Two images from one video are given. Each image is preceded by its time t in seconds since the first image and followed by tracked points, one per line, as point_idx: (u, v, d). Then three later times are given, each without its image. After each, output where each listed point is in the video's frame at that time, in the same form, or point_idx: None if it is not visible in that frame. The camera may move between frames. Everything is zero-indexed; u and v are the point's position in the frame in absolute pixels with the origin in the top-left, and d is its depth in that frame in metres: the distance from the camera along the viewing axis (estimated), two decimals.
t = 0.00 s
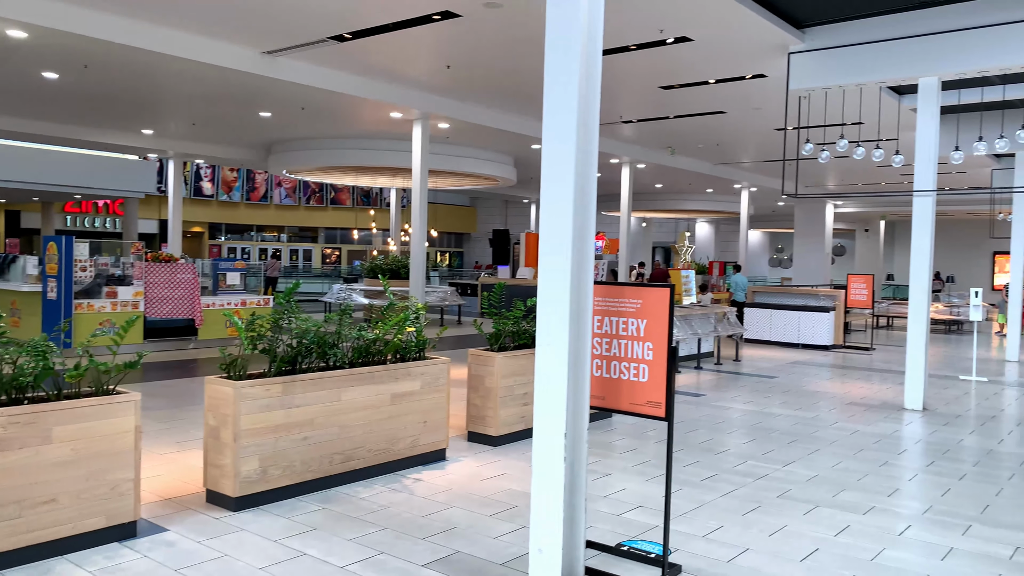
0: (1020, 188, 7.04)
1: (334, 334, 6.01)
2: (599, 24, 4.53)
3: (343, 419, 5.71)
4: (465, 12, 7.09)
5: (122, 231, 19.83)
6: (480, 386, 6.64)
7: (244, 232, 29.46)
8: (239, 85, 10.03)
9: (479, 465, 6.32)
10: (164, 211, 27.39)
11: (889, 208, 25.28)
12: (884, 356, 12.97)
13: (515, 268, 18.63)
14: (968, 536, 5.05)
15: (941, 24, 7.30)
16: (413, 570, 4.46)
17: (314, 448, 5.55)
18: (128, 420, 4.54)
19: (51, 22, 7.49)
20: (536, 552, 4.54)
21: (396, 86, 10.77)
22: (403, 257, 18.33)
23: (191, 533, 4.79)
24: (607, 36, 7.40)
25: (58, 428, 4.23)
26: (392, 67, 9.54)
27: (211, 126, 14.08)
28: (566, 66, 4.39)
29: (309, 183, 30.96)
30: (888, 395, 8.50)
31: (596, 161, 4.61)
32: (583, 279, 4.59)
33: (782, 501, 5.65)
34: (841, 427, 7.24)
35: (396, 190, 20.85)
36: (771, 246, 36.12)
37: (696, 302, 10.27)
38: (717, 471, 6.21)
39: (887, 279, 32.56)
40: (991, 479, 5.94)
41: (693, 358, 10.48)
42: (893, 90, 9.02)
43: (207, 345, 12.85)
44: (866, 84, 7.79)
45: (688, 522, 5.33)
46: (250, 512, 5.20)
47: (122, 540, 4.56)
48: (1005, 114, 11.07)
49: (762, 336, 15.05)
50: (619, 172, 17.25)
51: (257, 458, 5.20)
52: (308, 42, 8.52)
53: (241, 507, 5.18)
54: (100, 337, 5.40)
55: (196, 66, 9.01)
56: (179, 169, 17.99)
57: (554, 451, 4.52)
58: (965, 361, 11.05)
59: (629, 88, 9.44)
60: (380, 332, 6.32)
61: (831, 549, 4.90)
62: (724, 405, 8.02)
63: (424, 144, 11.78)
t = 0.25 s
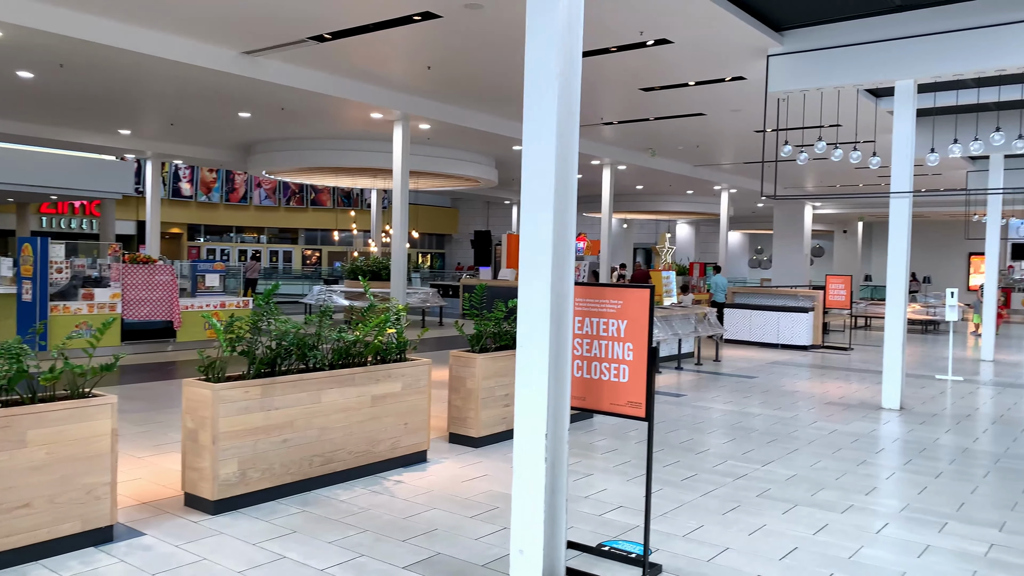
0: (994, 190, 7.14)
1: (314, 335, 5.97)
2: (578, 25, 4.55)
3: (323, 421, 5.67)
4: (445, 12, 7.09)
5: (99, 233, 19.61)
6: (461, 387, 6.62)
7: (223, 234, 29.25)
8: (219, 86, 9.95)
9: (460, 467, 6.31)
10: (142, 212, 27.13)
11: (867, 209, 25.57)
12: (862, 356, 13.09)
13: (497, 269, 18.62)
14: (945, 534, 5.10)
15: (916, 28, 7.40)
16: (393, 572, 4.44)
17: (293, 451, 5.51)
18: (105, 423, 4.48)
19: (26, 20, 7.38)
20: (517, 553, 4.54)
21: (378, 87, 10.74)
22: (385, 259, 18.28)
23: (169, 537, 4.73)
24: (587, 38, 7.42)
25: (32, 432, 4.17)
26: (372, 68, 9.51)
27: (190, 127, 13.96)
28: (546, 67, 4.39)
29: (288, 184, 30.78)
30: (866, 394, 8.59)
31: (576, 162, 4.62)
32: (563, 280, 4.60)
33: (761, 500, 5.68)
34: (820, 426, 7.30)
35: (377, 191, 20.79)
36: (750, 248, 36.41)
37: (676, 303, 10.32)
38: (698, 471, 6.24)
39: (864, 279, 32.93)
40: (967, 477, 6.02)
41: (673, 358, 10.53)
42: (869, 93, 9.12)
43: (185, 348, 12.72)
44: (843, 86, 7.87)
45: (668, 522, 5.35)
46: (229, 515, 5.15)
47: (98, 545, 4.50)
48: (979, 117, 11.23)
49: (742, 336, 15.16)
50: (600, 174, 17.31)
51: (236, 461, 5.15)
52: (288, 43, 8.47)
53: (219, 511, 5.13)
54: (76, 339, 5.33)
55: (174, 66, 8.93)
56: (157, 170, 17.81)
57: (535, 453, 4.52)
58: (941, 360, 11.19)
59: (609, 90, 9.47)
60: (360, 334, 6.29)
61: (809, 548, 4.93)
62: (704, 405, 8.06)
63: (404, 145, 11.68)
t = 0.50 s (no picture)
0: (962, 191, 7.25)
1: (289, 337, 5.91)
2: (553, 25, 4.55)
3: (297, 423, 5.62)
4: (420, 13, 7.07)
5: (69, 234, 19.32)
6: (438, 389, 6.60)
7: (197, 235, 28.97)
8: (192, 85, 9.85)
9: (436, 468, 6.29)
10: (113, 213, 26.81)
11: (840, 210, 25.92)
12: (835, 356, 12.99)
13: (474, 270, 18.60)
14: (915, 530, 5.17)
15: (886, 31, 7.50)
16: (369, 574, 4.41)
17: (267, 453, 5.45)
18: (74, 427, 4.41)
19: None
20: (493, 554, 4.54)
21: (354, 87, 10.69)
22: (361, 260, 18.20)
23: (140, 542, 4.66)
24: (562, 40, 7.44)
25: None
26: (347, 68, 9.46)
27: (162, 126, 13.80)
28: (520, 69, 4.40)
29: (263, 184, 30.54)
30: (838, 393, 8.69)
31: (552, 163, 4.62)
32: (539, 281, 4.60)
33: (736, 499, 5.73)
34: (793, 425, 7.38)
35: (353, 192, 20.70)
36: (725, 248, 36.76)
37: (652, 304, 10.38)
38: (673, 470, 6.27)
39: (837, 279, 33.37)
40: (936, 474, 6.10)
41: (649, 358, 10.58)
42: (841, 95, 9.23)
43: (158, 350, 12.57)
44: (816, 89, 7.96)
45: (644, 521, 5.38)
46: (202, 519, 5.08)
47: (68, 550, 4.42)
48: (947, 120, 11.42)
49: (717, 336, 15.28)
50: (576, 175, 17.37)
51: (209, 465, 5.09)
52: (262, 42, 8.40)
53: (192, 514, 5.07)
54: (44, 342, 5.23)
55: (146, 65, 8.82)
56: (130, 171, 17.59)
57: (511, 453, 4.52)
58: (912, 359, 11.36)
59: (585, 91, 9.51)
60: (335, 335, 6.24)
61: (783, 546, 4.98)
62: (680, 405, 8.11)
63: (380, 146, 11.67)
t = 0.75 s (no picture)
0: (928, 193, 7.37)
1: (259, 338, 5.85)
2: (526, 26, 4.56)
3: (268, 425, 5.57)
4: (393, 11, 7.04)
5: (35, 234, 18.97)
6: (411, 389, 6.57)
7: (167, 234, 28.57)
8: (162, 83, 9.72)
9: (410, 469, 6.25)
10: (80, 212, 26.39)
11: (810, 211, 26.26)
12: (805, 357, 12.90)
13: (448, 270, 18.55)
14: (883, 527, 5.25)
15: (854, 35, 7.61)
16: None
17: (238, 455, 5.39)
18: (39, 430, 4.32)
19: None
20: (466, 555, 4.52)
21: (327, 86, 10.61)
22: (333, 260, 18.08)
23: (108, 546, 4.58)
24: (535, 40, 7.45)
25: None
26: (320, 66, 9.39)
27: (131, 124, 13.59)
28: (493, 68, 4.39)
29: (234, 183, 30.21)
30: (809, 392, 8.79)
31: (525, 164, 4.62)
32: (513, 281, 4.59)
33: (707, 497, 5.77)
34: (765, 424, 7.45)
35: (325, 191, 20.56)
36: (697, 249, 37.08)
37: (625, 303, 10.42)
38: (646, 469, 6.31)
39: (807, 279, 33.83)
40: (904, 471, 6.20)
41: (622, 358, 10.62)
42: (811, 98, 9.35)
43: (126, 352, 12.35)
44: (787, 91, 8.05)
45: (617, 520, 5.39)
46: (172, 522, 5.01)
47: (33, 555, 4.34)
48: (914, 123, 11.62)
49: (689, 336, 15.39)
50: (551, 176, 17.41)
51: (179, 467, 5.01)
52: (233, 40, 8.32)
53: (161, 518, 4.99)
54: (9, 343, 5.11)
55: (115, 62, 8.69)
56: (98, 169, 17.30)
57: (484, 454, 4.50)
58: (880, 358, 11.53)
59: (559, 92, 9.53)
60: (307, 336, 6.19)
61: (754, 543, 5.02)
62: (653, 404, 8.15)
63: (353, 145, 11.61)
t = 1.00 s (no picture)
0: (900, 194, 7.46)
1: (233, 338, 5.78)
2: (503, 25, 4.54)
3: (243, 425, 5.51)
4: (369, 10, 7.01)
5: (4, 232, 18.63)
6: (387, 390, 6.54)
7: (140, 233, 28.22)
8: (135, 80, 9.59)
9: (386, 469, 6.22)
10: (51, 210, 26.03)
11: (784, 212, 26.55)
12: (781, 356, 12.83)
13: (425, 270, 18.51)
14: (855, 524, 5.31)
15: (827, 38, 7.70)
16: None
17: (212, 456, 5.33)
18: (6, 432, 4.24)
19: None
20: (442, 555, 4.51)
21: (304, 83, 10.53)
22: (309, 259, 17.98)
23: (77, 550, 4.51)
24: (513, 40, 7.45)
25: None
26: (296, 64, 9.32)
27: (103, 121, 13.40)
28: (470, 67, 4.38)
29: (209, 182, 29.91)
30: (783, 391, 8.88)
31: (502, 163, 4.61)
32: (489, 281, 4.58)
33: (683, 496, 5.80)
34: (739, 423, 7.51)
35: (301, 189, 20.42)
36: (674, 249, 37.34)
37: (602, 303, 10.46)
38: (622, 468, 6.33)
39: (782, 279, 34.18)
40: (876, 469, 6.27)
41: (599, 358, 10.66)
42: (786, 99, 9.44)
43: (97, 352, 12.19)
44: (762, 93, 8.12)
45: (592, 519, 5.41)
46: (144, 524, 4.94)
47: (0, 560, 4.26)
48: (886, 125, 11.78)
49: (666, 335, 15.48)
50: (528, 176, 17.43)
51: (151, 468, 4.95)
52: (207, 37, 8.23)
53: (132, 520, 4.91)
54: None
55: (87, 58, 8.56)
56: (69, 167, 17.04)
57: (460, 454, 4.49)
58: (853, 358, 11.68)
59: (537, 92, 9.53)
60: (281, 336, 6.14)
61: (728, 541, 5.05)
62: (630, 404, 8.18)
63: (329, 144, 11.54)
